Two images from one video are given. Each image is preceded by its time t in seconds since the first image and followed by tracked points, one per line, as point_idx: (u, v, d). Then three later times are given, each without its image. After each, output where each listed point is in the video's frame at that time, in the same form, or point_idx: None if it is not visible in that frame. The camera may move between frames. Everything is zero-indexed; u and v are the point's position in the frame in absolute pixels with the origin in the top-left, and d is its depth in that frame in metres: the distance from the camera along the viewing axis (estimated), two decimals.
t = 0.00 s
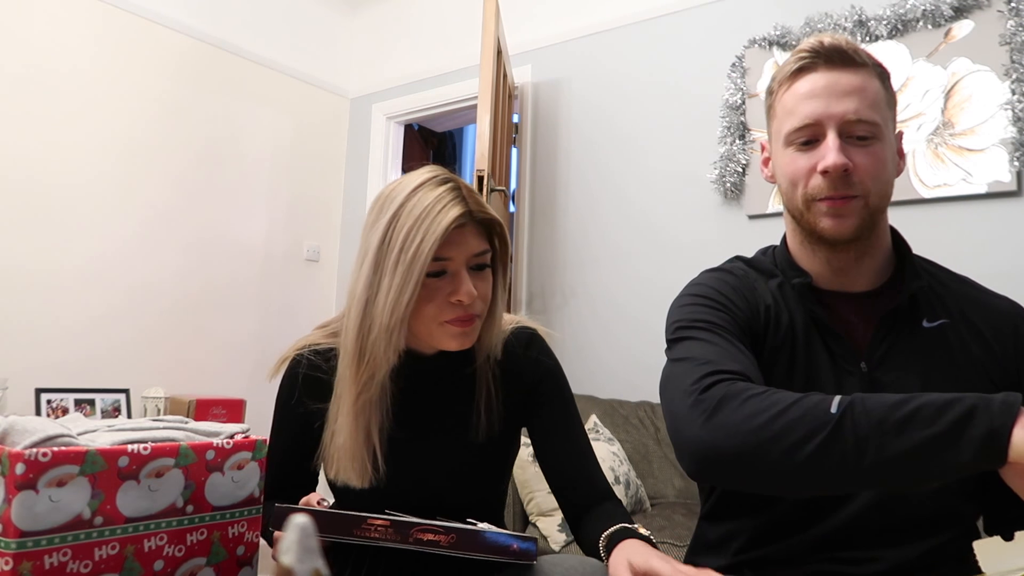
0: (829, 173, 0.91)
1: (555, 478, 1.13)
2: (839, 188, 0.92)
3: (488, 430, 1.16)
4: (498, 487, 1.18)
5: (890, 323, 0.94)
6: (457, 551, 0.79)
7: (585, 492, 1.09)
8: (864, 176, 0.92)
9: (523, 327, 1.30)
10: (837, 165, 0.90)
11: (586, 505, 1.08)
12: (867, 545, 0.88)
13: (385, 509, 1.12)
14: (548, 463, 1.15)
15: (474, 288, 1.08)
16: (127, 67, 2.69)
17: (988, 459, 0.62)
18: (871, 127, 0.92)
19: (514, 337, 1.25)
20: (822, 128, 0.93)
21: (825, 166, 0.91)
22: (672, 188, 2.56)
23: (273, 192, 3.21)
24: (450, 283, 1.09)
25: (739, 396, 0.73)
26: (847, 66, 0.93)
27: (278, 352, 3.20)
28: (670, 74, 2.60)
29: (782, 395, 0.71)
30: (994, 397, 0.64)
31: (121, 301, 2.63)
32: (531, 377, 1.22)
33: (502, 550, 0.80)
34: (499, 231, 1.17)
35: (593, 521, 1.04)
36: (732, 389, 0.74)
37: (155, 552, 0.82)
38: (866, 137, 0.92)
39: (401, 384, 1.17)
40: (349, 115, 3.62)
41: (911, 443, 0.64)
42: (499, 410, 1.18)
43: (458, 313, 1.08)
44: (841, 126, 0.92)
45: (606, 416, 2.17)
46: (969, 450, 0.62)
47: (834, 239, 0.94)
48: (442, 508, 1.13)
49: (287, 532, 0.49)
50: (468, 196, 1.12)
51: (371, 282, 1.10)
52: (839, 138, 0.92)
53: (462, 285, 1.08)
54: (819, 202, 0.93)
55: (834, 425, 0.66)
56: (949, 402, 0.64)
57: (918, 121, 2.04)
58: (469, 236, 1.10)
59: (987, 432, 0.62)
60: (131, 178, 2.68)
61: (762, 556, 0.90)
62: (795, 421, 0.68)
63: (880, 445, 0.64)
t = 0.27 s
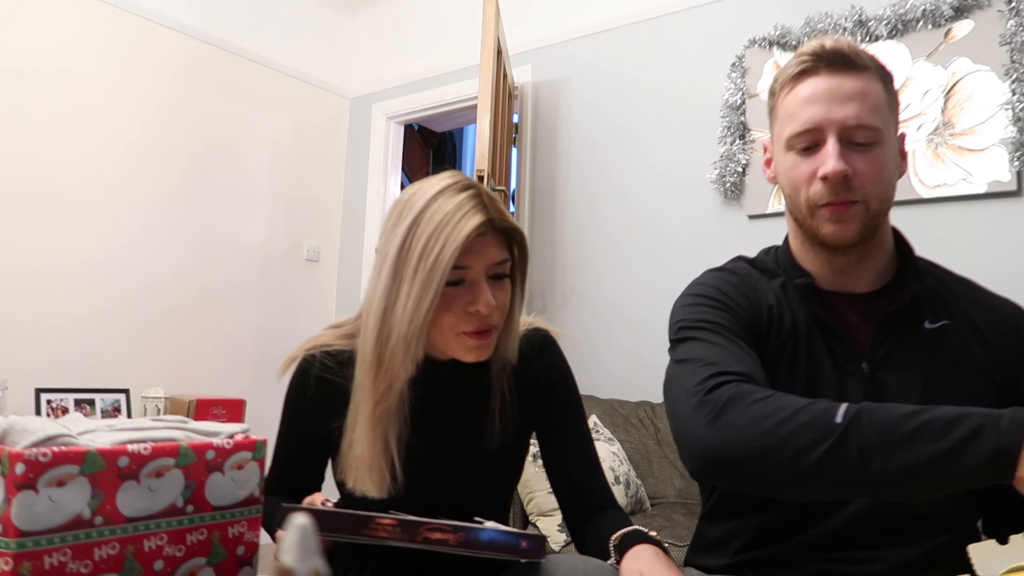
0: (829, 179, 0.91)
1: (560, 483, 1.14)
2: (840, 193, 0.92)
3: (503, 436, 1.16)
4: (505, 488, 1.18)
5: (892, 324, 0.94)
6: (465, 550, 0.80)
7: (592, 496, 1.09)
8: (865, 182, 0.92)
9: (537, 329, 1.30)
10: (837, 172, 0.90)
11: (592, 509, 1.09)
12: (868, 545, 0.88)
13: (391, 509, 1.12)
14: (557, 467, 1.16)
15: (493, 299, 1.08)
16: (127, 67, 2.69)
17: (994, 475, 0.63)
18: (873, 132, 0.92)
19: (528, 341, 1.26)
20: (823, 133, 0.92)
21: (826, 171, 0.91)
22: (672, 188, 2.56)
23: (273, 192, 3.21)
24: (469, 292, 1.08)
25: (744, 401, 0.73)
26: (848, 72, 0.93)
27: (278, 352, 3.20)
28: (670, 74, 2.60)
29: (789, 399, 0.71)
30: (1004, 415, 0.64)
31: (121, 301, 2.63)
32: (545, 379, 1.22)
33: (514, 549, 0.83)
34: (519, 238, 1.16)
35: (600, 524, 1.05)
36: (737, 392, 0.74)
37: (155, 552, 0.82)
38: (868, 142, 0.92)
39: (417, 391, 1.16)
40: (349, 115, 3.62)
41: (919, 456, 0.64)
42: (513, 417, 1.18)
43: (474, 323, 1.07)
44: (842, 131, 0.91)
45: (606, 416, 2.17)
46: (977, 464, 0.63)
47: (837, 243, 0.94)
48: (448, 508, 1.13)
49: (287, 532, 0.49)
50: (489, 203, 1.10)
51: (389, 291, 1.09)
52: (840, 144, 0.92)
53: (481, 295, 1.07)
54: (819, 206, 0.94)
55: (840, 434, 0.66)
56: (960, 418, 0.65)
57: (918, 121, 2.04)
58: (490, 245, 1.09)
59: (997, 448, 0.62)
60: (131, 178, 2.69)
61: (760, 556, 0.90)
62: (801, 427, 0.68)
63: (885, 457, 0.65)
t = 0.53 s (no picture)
0: (827, 183, 0.91)
1: (563, 485, 1.14)
2: (838, 196, 0.92)
3: (508, 440, 1.16)
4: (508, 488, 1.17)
5: (892, 325, 0.94)
6: (467, 551, 0.80)
7: (594, 499, 1.09)
8: (863, 185, 0.92)
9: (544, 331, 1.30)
10: (835, 175, 0.90)
11: (593, 511, 1.08)
12: (866, 545, 0.88)
13: (393, 510, 1.12)
14: (558, 469, 1.16)
15: (506, 306, 1.07)
16: (127, 67, 2.69)
17: (973, 492, 0.64)
18: (872, 135, 0.91)
19: (536, 344, 1.26)
20: (821, 136, 0.92)
21: (823, 175, 0.91)
22: (672, 188, 2.56)
23: (273, 192, 3.21)
24: (483, 298, 1.07)
25: (728, 411, 0.74)
26: (849, 74, 0.92)
27: (278, 351, 3.20)
28: (670, 74, 2.60)
29: (774, 411, 0.72)
30: (983, 432, 0.65)
31: (121, 301, 2.63)
32: (553, 382, 1.22)
33: (515, 550, 0.81)
34: (535, 244, 1.15)
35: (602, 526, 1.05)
36: (724, 401, 0.75)
37: (155, 552, 0.82)
38: (866, 145, 0.92)
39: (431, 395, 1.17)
40: (349, 115, 3.62)
41: (898, 472, 0.65)
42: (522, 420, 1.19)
43: (487, 330, 1.07)
44: (841, 134, 0.91)
45: (606, 416, 2.17)
46: (954, 480, 0.64)
47: (835, 246, 0.94)
48: (450, 509, 1.13)
49: (286, 532, 0.48)
50: (505, 210, 1.10)
51: (404, 296, 1.10)
52: (839, 146, 0.92)
53: (495, 302, 1.07)
54: (817, 209, 0.94)
55: (820, 450, 0.68)
56: (939, 435, 0.66)
57: (918, 121, 2.04)
58: (505, 252, 1.08)
59: (972, 470, 0.64)
60: (131, 178, 2.69)
61: (762, 556, 0.90)
62: (781, 442, 0.69)
63: (865, 473, 0.66)
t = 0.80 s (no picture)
0: (826, 184, 0.91)
1: (563, 485, 1.14)
2: (837, 198, 0.92)
3: (509, 441, 1.16)
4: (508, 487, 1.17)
5: (891, 325, 0.94)
6: (467, 552, 0.80)
7: (594, 499, 1.09)
8: (861, 186, 0.92)
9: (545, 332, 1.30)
10: (834, 177, 0.90)
11: (594, 511, 1.08)
12: (868, 546, 0.88)
13: (393, 510, 1.11)
14: (559, 468, 1.16)
15: (509, 310, 1.07)
16: (127, 67, 2.69)
17: (942, 488, 0.67)
18: (870, 137, 0.92)
19: (537, 344, 1.26)
20: (819, 138, 0.92)
21: (823, 177, 0.91)
22: (672, 188, 2.56)
23: (273, 192, 3.21)
24: (486, 301, 1.07)
25: (705, 433, 0.77)
26: (847, 76, 0.92)
27: (278, 351, 3.20)
28: (669, 74, 2.60)
29: (751, 429, 0.75)
30: (942, 431, 0.68)
31: (121, 301, 2.63)
32: (553, 383, 1.22)
33: (514, 550, 0.81)
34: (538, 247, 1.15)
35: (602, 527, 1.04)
36: (702, 425, 0.78)
37: (155, 553, 0.82)
38: (865, 146, 0.92)
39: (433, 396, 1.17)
40: (349, 115, 3.61)
41: (866, 482, 0.68)
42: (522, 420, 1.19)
43: (490, 332, 1.07)
44: (839, 136, 0.92)
45: (606, 416, 2.18)
46: (922, 483, 0.67)
47: (834, 247, 0.94)
48: (450, 509, 1.13)
49: (286, 532, 0.49)
50: (508, 212, 1.10)
51: (405, 297, 1.10)
52: (837, 148, 0.92)
53: (498, 305, 1.06)
54: (815, 210, 0.94)
55: (792, 467, 0.71)
56: (903, 439, 0.69)
57: (918, 121, 2.04)
58: (509, 255, 1.08)
59: (938, 471, 0.66)
60: (131, 178, 2.69)
61: (761, 558, 0.90)
62: (757, 463, 0.73)
63: (836, 485, 0.69)
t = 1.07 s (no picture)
0: (819, 187, 0.92)
1: (562, 485, 1.14)
2: (830, 200, 0.93)
3: (507, 441, 1.17)
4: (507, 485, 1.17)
5: (888, 324, 0.94)
6: (467, 552, 0.80)
7: (592, 498, 1.09)
8: (856, 189, 0.92)
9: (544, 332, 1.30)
10: (827, 180, 0.91)
11: (593, 512, 1.08)
12: (866, 546, 0.88)
13: (393, 509, 1.11)
14: (557, 468, 1.16)
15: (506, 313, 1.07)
16: (127, 68, 2.69)
17: (929, 513, 0.67)
18: (864, 140, 0.92)
19: (536, 345, 1.26)
20: (814, 140, 0.93)
21: (816, 180, 0.92)
22: (672, 188, 2.56)
23: (273, 192, 3.21)
24: (483, 305, 1.07)
25: (697, 448, 0.78)
26: (840, 79, 0.92)
27: (278, 351, 3.20)
28: (669, 74, 2.60)
29: (744, 444, 0.76)
30: (930, 458, 0.68)
31: (121, 301, 2.63)
32: (552, 384, 1.22)
33: (513, 550, 0.81)
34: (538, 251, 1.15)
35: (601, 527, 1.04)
36: (695, 438, 0.79)
37: (155, 553, 0.82)
38: (858, 148, 0.92)
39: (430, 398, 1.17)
40: (349, 115, 3.62)
41: (853, 504, 0.69)
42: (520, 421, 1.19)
43: (488, 336, 1.07)
44: (833, 138, 0.92)
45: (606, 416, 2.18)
46: (907, 508, 0.67)
47: (829, 250, 0.95)
48: (448, 509, 1.13)
49: (286, 532, 0.49)
50: (507, 216, 1.10)
51: (404, 299, 1.10)
52: (831, 151, 0.92)
53: (495, 308, 1.07)
54: (810, 213, 0.94)
55: (780, 487, 0.72)
56: (890, 464, 0.69)
57: (918, 121, 2.04)
58: (508, 259, 1.08)
59: (921, 497, 0.67)
60: (131, 178, 2.69)
61: (760, 559, 0.90)
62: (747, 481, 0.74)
63: (824, 506, 0.70)
